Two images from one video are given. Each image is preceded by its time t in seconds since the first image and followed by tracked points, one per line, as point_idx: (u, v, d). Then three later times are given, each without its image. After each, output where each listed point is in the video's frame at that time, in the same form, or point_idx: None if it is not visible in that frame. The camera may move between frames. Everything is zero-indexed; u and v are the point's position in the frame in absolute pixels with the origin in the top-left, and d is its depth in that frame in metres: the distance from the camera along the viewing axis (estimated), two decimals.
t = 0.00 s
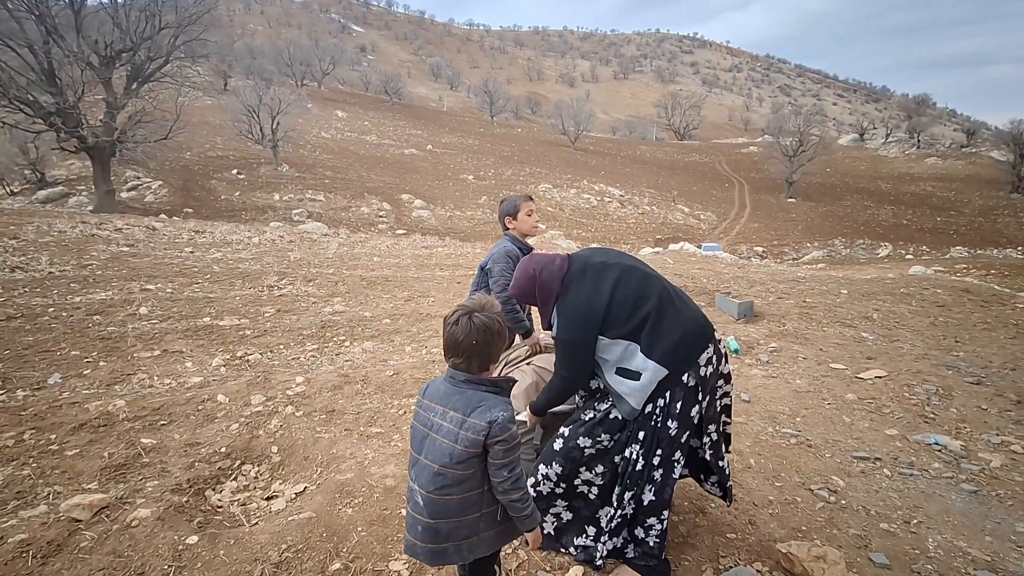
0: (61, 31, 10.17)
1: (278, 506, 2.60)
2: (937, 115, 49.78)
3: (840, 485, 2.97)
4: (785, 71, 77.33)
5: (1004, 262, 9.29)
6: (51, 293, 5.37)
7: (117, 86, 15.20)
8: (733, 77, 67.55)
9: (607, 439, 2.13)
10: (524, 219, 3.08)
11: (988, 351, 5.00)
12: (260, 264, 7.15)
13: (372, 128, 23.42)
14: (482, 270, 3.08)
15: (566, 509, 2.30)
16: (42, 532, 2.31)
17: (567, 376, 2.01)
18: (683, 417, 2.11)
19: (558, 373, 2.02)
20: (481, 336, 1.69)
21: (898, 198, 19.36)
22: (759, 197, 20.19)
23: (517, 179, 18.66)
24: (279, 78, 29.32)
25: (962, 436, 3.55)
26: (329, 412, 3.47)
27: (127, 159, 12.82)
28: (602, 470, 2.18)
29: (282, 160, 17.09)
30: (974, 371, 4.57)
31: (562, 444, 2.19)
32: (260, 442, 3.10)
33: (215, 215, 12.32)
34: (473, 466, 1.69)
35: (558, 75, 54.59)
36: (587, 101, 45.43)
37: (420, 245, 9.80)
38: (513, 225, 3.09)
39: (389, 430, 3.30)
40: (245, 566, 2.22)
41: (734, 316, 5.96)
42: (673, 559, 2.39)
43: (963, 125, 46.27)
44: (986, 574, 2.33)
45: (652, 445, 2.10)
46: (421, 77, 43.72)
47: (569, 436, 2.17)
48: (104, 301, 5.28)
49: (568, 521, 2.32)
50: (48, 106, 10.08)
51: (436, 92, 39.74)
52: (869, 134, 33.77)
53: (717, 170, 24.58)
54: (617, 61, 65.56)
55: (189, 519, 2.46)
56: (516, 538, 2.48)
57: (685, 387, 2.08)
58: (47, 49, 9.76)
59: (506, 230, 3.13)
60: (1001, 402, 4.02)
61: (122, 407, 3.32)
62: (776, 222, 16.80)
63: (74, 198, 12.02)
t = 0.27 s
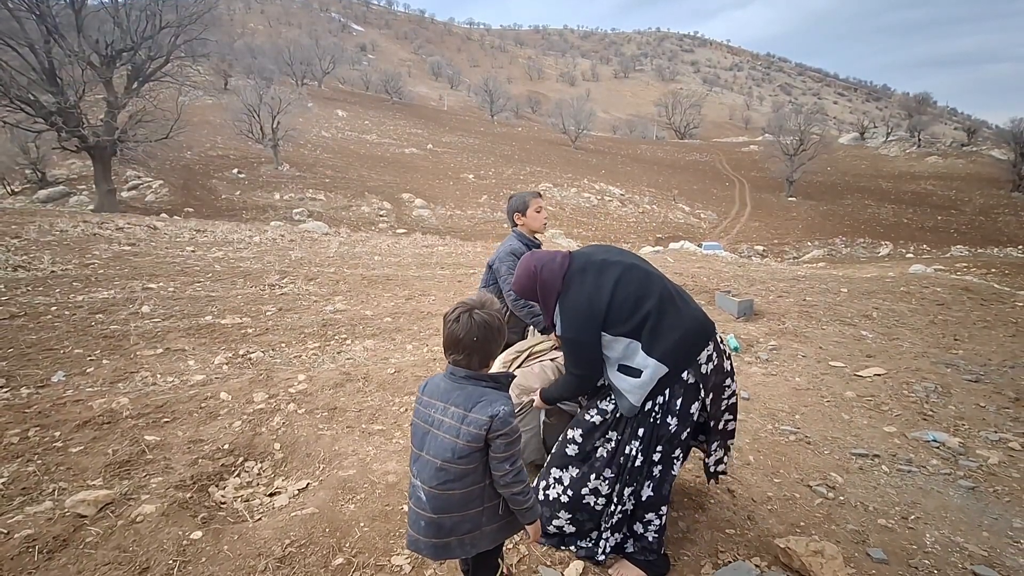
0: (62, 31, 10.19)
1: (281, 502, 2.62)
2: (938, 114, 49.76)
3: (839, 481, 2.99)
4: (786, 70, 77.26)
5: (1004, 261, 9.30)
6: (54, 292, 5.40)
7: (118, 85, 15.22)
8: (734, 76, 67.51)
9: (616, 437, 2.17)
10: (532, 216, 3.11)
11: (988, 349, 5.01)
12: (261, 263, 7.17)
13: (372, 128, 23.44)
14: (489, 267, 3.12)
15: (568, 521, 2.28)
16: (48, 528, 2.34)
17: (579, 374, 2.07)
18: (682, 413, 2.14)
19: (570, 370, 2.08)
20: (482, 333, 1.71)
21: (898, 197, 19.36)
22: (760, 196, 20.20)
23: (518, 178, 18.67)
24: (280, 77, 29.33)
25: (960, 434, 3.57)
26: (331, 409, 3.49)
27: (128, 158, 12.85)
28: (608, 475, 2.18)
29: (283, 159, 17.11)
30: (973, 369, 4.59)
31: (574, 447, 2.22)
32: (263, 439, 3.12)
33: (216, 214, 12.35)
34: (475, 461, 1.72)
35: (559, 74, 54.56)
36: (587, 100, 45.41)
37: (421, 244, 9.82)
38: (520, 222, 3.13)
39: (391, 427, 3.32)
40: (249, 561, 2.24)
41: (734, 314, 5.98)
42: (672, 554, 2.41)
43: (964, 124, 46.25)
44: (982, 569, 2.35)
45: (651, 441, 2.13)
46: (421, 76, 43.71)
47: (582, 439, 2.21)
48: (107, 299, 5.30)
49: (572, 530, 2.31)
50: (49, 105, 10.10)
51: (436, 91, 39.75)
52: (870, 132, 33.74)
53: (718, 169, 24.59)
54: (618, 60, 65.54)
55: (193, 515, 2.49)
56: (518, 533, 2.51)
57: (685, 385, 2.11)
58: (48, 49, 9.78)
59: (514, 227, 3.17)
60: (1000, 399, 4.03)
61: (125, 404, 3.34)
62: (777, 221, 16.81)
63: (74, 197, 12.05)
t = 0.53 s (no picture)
0: (64, 31, 10.21)
1: (287, 500, 2.64)
2: (939, 112, 49.69)
3: (840, 479, 3.00)
4: (786, 69, 77.21)
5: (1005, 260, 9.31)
6: (57, 291, 5.41)
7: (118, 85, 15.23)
8: (734, 75, 67.47)
9: (604, 434, 2.14)
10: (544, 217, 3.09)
11: (989, 348, 5.03)
12: (263, 263, 7.19)
13: (373, 127, 23.47)
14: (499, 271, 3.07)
15: (561, 516, 2.30)
16: (56, 525, 2.35)
17: (596, 364, 2.03)
18: (683, 411, 2.16)
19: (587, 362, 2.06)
20: (486, 331, 1.72)
21: (899, 196, 19.36)
22: (760, 195, 20.20)
23: (518, 178, 18.68)
24: (280, 76, 29.35)
25: (961, 432, 3.59)
26: (335, 407, 3.51)
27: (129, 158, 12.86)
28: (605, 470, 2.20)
29: (283, 159, 17.13)
30: (973, 368, 4.60)
31: (562, 439, 2.22)
32: (267, 437, 3.14)
33: (217, 214, 12.37)
34: (479, 458, 1.73)
35: (559, 74, 54.54)
36: (587, 99, 45.40)
37: (422, 243, 9.84)
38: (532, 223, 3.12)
39: (394, 425, 3.34)
40: (256, 558, 2.26)
41: (735, 313, 5.99)
42: (675, 551, 2.43)
43: (965, 123, 46.22)
44: (983, 566, 2.37)
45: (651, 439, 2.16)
46: (421, 75, 43.70)
47: (568, 431, 2.21)
48: (110, 298, 5.32)
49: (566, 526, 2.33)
50: (51, 105, 10.13)
51: (437, 90, 39.75)
52: (871, 131, 33.71)
53: (718, 168, 24.59)
54: (618, 59, 65.48)
55: (199, 512, 2.51)
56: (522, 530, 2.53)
57: (687, 382, 2.13)
58: (49, 49, 9.79)
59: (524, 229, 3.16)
60: (1001, 398, 4.04)
61: (131, 403, 3.36)
62: (777, 220, 16.81)
63: (75, 197, 12.07)
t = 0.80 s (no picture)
0: (66, 30, 10.22)
1: (296, 498, 2.65)
2: (940, 111, 49.68)
3: (846, 477, 3.01)
4: (787, 68, 77.14)
5: (1006, 259, 9.32)
6: (62, 290, 5.43)
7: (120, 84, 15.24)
8: (734, 74, 67.43)
9: (615, 431, 2.14)
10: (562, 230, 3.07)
11: (992, 346, 5.04)
12: (266, 262, 7.21)
13: (374, 126, 23.48)
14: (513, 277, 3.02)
15: (566, 515, 2.29)
16: (68, 521, 2.37)
17: (615, 365, 2.00)
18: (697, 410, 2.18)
19: (604, 364, 2.02)
20: (498, 329, 1.73)
21: (900, 195, 19.36)
22: (761, 194, 20.20)
23: (519, 177, 18.69)
24: (281, 76, 29.35)
25: (966, 430, 3.60)
26: (342, 406, 3.52)
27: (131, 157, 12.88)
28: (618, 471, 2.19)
29: (284, 158, 17.14)
30: (977, 367, 4.61)
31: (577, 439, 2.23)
32: (275, 435, 3.15)
33: (218, 213, 12.38)
34: (491, 455, 1.74)
35: (559, 73, 54.53)
36: (588, 99, 45.39)
37: (424, 243, 9.85)
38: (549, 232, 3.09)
39: (401, 424, 3.35)
40: (267, 554, 2.27)
41: (738, 312, 6.00)
42: (683, 548, 2.44)
43: (966, 122, 46.20)
44: (990, 563, 2.38)
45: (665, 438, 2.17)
46: (421, 75, 43.71)
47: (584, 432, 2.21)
48: (115, 297, 5.34)
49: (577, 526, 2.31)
50: (53, 105, 10.14)
51: (437, 89, 39.76)
52: (872, 130, 33.69)
53: (719, 167, 24.60)
54: (619, 58, 65.42)
55: (209, 509, 2.52)
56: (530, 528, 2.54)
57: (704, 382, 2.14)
58: (51, 48, 9.80)
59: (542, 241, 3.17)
60: (1005, 397, 4.05)
61: (139, 401, 3.38)
62: (778, 219, 16.82)
63: (77, 197, 12.09)
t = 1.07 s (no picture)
0: (68, 30, 10.24)
1: (308, 495, 2.67)
2: (941, 111, 49.66)
3: (855, 476, 3.03)
4: (787, 68, 77.08)
5: (1008, 258, 9.33)
6: (69, 289, 5.44)
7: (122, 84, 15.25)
8: (734, 73, 67.41)
9: (637, 432, 2.14)
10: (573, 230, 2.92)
11: (997, 346, 5.05)
12: (270, 261, 7.22)
13: (374, 126, 23.50)
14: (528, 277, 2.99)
15: (590, 517, 2.29)
16: (84, 519, 2.39)
17: (637, 368, 2.02)
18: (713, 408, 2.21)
19: (625, 367, 2.04)
20: (516, 327, 1.74)
21: (901, 195, 19.35)
22: (761, 194, 20.20)
23: (520, 177, 18.70)
24: (281, 75, 29.35)
25: (973, 429, 3.61)
26: (351, 405, 3.54)
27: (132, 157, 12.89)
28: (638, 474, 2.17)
29: (285, 158, 17.15)
30: (982, 366, 4.62)
31: (599, 439, 2.22)
32: (286, 433, 3.17)
33: (219, 213, 12.40)
34: (509, 452, 1.76)
35: (559, 72, 54.52)
36: (588, 98, 45.39)
37: (427, 242, 9.86)
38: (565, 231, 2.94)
39: (411, 422, 3.36)
40: (282, 551, 2.29)
41: (742, 312, 6.01)
42: (694, 546, 2.45)
43: (966, 122, 46.18)
44: (999, 560, 2.40)
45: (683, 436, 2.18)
46: (421, 74, 43.70)
47: (606, 431, 2.21)
48: (122, 297, 5.35)
49: (595, 528, 2.30)
50: (55, 104, 10.15)
51: (437, 89, 39.75)
52: (872, 130, 33.69)
53: (719, 167, 24.60)
54: (619, 57, 65.38)
55: (223, 507, 2.54)
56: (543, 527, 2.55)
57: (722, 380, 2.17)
58: (54, 48, 9.81)
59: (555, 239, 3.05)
60: (1011, 396, 4.07)
61: (149, 400, 3.39)
62: (778, 219, 16.82)
63: (79, 196, 12.11)
